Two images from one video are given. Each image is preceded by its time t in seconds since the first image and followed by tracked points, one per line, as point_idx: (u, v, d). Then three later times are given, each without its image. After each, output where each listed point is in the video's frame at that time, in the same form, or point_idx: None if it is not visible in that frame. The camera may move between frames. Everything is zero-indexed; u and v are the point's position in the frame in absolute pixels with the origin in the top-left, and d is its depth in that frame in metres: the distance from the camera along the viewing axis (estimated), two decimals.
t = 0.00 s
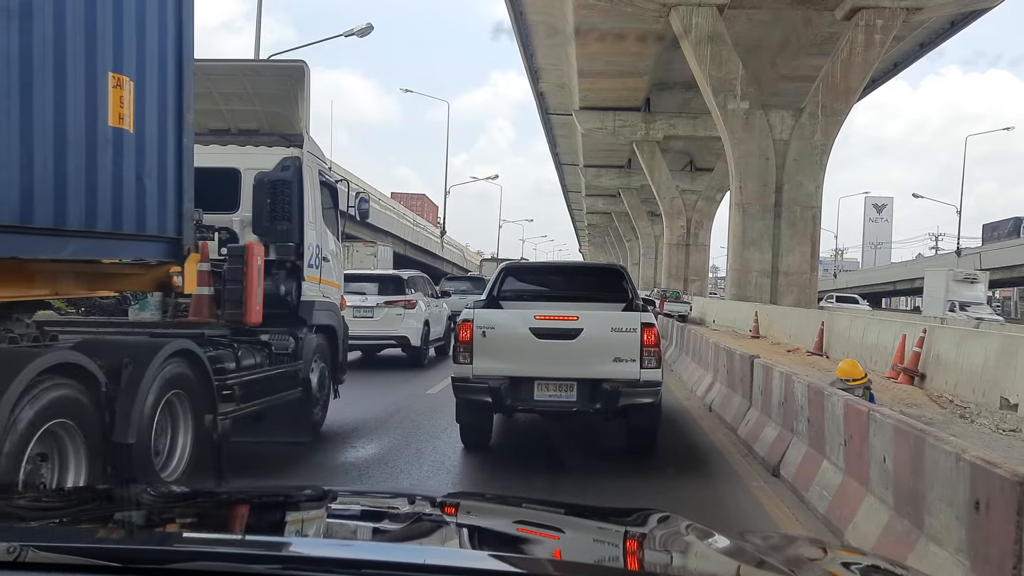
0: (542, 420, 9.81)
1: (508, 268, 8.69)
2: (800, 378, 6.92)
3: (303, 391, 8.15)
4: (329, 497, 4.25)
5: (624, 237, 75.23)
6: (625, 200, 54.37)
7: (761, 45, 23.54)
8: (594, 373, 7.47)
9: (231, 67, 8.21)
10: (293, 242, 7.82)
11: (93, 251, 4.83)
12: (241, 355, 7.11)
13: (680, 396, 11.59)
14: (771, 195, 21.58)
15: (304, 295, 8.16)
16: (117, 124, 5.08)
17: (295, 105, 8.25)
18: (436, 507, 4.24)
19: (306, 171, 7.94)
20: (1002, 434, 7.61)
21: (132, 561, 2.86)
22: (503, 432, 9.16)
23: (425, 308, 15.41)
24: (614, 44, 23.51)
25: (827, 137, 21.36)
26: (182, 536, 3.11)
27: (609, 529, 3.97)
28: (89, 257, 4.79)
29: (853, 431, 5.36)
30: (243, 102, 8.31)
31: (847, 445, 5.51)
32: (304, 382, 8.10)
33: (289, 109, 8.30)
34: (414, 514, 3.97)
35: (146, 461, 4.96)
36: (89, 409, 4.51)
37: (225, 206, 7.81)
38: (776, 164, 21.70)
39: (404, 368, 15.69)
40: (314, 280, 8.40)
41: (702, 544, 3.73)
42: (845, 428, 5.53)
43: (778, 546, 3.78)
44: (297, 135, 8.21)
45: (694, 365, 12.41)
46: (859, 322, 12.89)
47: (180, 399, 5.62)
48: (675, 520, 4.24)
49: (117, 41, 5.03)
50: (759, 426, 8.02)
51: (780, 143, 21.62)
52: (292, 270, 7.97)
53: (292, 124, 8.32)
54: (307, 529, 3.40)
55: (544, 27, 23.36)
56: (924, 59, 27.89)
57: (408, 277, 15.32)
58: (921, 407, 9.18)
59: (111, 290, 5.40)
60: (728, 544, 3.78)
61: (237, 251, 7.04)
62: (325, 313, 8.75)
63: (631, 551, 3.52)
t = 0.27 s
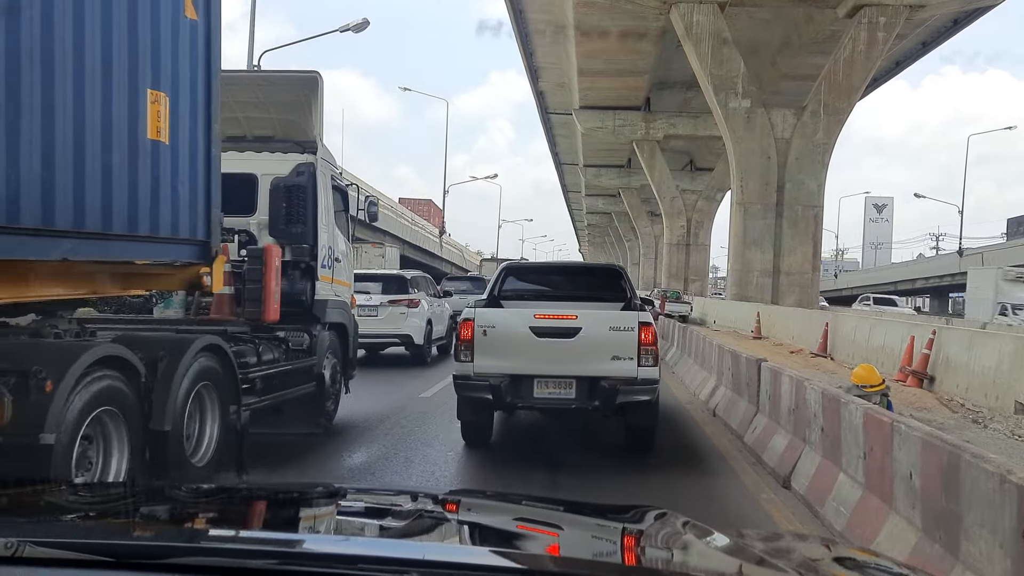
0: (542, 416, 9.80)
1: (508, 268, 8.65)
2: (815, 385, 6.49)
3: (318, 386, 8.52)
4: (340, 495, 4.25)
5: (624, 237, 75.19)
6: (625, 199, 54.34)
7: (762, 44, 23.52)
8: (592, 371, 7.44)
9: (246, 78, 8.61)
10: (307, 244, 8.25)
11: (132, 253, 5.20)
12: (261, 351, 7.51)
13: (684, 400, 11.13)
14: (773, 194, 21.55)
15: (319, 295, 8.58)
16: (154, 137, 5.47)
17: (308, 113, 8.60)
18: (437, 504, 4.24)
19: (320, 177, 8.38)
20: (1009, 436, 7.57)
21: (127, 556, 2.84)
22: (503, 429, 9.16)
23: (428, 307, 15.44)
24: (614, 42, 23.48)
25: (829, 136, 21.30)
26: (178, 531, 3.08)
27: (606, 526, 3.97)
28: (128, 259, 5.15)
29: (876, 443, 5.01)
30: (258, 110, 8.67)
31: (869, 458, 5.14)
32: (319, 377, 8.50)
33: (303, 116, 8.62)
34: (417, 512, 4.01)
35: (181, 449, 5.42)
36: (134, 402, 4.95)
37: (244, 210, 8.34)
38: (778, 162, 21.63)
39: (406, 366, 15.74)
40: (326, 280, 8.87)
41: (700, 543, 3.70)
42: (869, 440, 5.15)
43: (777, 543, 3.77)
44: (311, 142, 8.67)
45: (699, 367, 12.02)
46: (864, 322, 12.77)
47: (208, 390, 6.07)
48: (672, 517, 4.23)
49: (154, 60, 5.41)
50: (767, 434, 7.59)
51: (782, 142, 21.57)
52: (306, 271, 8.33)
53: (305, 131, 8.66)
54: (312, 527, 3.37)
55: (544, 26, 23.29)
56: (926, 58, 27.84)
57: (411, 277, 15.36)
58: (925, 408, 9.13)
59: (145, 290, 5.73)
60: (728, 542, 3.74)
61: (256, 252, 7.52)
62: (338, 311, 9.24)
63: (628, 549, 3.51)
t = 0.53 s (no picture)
0: (542, 414, 9.78)
1: (508, 268, 8.61)
2: (832, 392, 6.05)
3: (329, 380, 9.09)
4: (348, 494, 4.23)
5: (624, 236, 75.10)
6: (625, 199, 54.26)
7: (764, 41, 23.42)
8: (591, 369, 7.40)
9: (260, 85, 8.88)
10: (318, 244, 8.79)
11: (150, 253, 5.38)
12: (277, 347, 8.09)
13: (687, 405, 10.68)
14: (776, 193, 21.47)
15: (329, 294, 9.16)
16: (182, 146, 5.77)
17: (319, 117, 8.92)
18: (436, 504, 4.22)
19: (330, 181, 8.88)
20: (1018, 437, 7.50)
21: (113, 554, 2.84)
22: (503, 427, 9.14)
23: (430, 306, 15.46)
24: (614, 40, 23.37)
25: (833, 133, 21.11)
26: (165, 530, 3.09)
27: (605, 526, 3.96)
28: (158, 262, 5.49)
29: (906, 456, 4.58)
30: (269, 114, 8.94)
31: (894, 475, 4.76)
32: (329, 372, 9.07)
33: (314, 122, 8.93)
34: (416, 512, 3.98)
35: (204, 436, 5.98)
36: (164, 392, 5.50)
37: (257, 212, 8.83)
38: (780, 160, 21.50)
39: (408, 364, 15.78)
40: (336, 279, 9.43)
41: (699, 543, 3.66)
42: (899, 453, 4.70)
43: (773, 542, 3.75)
44: (322, 147, 9.02)
45: (703, 371, 11.65)
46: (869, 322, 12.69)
47: (230, 386, 6.68)
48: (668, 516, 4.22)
49: (182, 72, 5.71)
50: (778, 443, 7.15)
51: (784, 140, 21.39)
52: (317, 271, 8.91)
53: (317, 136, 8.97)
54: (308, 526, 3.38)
55: (543, 23, 23.17)
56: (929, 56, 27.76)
57: (413, 276, 15.38)
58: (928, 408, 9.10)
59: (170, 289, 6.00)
60: (728, 543, 3.69)
61: (271, 253, 8.06)
62: (346, 308, 9.77)
63: (626, 549, 3.48)
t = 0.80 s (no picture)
0: (542, 412, 9.75)
1: (508, 267, 8.57)
2: (849, 399, 5.56)
3: (338, 376, 9.59)
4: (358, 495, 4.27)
5: (624, 237, 75.05)
6: (625, 199, 54.24)
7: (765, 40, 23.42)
8: (588, 368, 7.36)
9: (274, 94, 9.79)
10: (327, 245, 9.25)
11: (176, 255, 5.92)
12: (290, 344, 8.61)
13: (690, 410, 10.21)
14: (778, 191, 21.42)
15: (338, 294, 9.67)
16: (206, 153, 6.39)
17: (329, 124, 9.77)
18: (437, 504, 4.20)
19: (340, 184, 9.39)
20: None
21: (112, 555, 2.91)
22: (503, 424, 9.13)
23: (433, 305, 15.50)
24: (614, 39, 23.36)
25: (835, 132, 21.24)
26: (165, 531, 3.15)
27: (602, 525, 3.96)
28: (186, 262, 6.09)
29: (938, 477, 4.13)
30: (284, 121, 9.84)
31: (928, 496, 4.25)
32: (338, 368, 9.58)
33: (323, 128, 9.80)
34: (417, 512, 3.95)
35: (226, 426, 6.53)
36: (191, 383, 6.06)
37: (270, 215, 9.28)
38: (783, 159, 21.46)
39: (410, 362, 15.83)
40: (345, 278, 9.96)
41: (698, 543, 3.66)
42: (929, 472, 4.24)
43: (768, 541, 3.76)
44: (329, 151, 9.67)
45: (706, 375, 11.23)
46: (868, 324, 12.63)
47: (246, 380, 7.18)
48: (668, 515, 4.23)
49: (206, 86, 6.33)
50: (789, 455, 6.63)
51: (787, 139, 21.45)
52: (325, 270, 9.38)
53: (325, 139, 9.82)
54: (311, 526, 3.41)
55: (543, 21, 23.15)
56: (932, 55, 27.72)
57: (416, 276, 15.44)
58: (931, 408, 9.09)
59: (191, 289, 6.53)
60: (728, 544, 3.67)
61: (284, 254, 8.54)
62: (354, 307, 10.23)
63: (626, 550, 3.46)
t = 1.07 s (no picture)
0: (543, 410, 9.73)
1: (509, 268, 8.57)
2: (876, 409, 4.99)
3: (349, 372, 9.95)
4: (366, 494, 4.27)
5: (625, 236, 74.98)
6: (626, 199, 54.18)
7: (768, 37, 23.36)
8: (587, 366, 7.32)
9: (286, 100, 10.07)
10: (337, 246, 9.65)
11: (201, 254, 6.59)
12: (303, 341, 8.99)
13: (694, 416, 9.65)
14: (781, 189, 21.37)
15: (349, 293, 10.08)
16: (224, 159, 7.01)
17: (337, 127, 10.04)
18: (437, 503, 4.18)
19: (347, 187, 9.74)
20: None
21: (112, 553, 2.87)
22: (505, 422, 9.11)
23: (435, 304, 15.50)
24: (615, 36, 23.29)
25: (839, 129, 21.40)
26: (164, 530, 3.11)
27: (602, 525, 3.93)
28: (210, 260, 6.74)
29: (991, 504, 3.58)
30: (291, 126, 10.07)
31: (976, 526, 3.72)
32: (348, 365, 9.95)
33: (331, 132, 10.05)
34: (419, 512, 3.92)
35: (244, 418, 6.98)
36: (210, 378, 6.51)
37: (281, 216, 9.67)
38: (786, 157, 21.45)
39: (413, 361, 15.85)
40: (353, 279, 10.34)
41: (701, 541, 3.61)
42: (978, 499, 3.68)
43: (772, 539, 3.72)
44: (337, 155, 10.04)
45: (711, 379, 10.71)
46: (876, 326, 12.53)
47: (263, 375, 7.61)
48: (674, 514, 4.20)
49: (223, 98, 6.94)
50: (804, 469, 6.10)
51: (791, 136, 21.45)
52: (336, 271, 9.75)
53: (332, 143, 10.07)
54: (317, 525, 3.40)
55: (543, 19, 23.09)
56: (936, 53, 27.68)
57: (418, 276, 15.45)
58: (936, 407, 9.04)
59: (208, 287, 7.20)
60: (731, 542, 3.62)
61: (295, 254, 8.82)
62: (362, 305, 10.53)
63: (626, 550, 3.42)
